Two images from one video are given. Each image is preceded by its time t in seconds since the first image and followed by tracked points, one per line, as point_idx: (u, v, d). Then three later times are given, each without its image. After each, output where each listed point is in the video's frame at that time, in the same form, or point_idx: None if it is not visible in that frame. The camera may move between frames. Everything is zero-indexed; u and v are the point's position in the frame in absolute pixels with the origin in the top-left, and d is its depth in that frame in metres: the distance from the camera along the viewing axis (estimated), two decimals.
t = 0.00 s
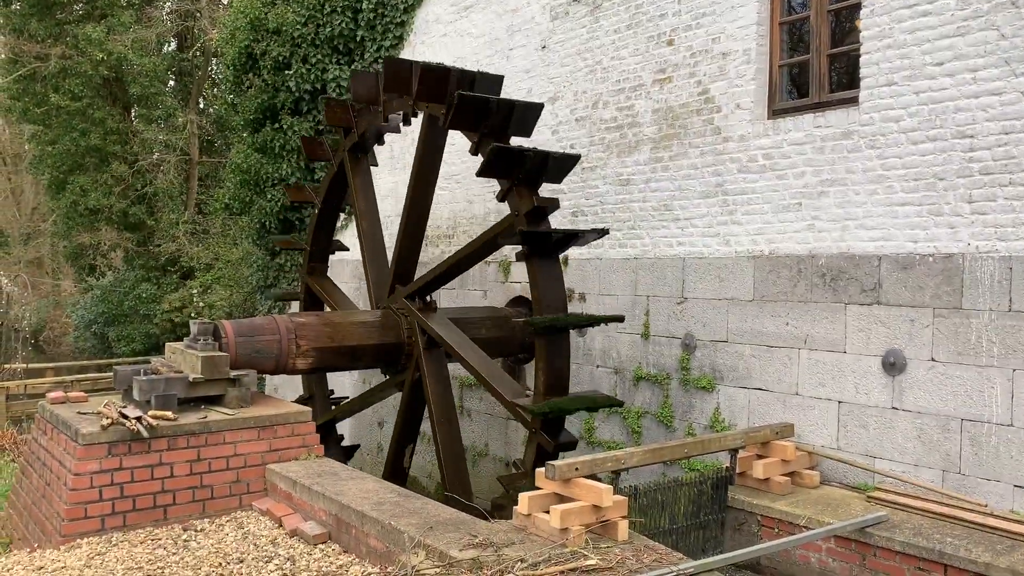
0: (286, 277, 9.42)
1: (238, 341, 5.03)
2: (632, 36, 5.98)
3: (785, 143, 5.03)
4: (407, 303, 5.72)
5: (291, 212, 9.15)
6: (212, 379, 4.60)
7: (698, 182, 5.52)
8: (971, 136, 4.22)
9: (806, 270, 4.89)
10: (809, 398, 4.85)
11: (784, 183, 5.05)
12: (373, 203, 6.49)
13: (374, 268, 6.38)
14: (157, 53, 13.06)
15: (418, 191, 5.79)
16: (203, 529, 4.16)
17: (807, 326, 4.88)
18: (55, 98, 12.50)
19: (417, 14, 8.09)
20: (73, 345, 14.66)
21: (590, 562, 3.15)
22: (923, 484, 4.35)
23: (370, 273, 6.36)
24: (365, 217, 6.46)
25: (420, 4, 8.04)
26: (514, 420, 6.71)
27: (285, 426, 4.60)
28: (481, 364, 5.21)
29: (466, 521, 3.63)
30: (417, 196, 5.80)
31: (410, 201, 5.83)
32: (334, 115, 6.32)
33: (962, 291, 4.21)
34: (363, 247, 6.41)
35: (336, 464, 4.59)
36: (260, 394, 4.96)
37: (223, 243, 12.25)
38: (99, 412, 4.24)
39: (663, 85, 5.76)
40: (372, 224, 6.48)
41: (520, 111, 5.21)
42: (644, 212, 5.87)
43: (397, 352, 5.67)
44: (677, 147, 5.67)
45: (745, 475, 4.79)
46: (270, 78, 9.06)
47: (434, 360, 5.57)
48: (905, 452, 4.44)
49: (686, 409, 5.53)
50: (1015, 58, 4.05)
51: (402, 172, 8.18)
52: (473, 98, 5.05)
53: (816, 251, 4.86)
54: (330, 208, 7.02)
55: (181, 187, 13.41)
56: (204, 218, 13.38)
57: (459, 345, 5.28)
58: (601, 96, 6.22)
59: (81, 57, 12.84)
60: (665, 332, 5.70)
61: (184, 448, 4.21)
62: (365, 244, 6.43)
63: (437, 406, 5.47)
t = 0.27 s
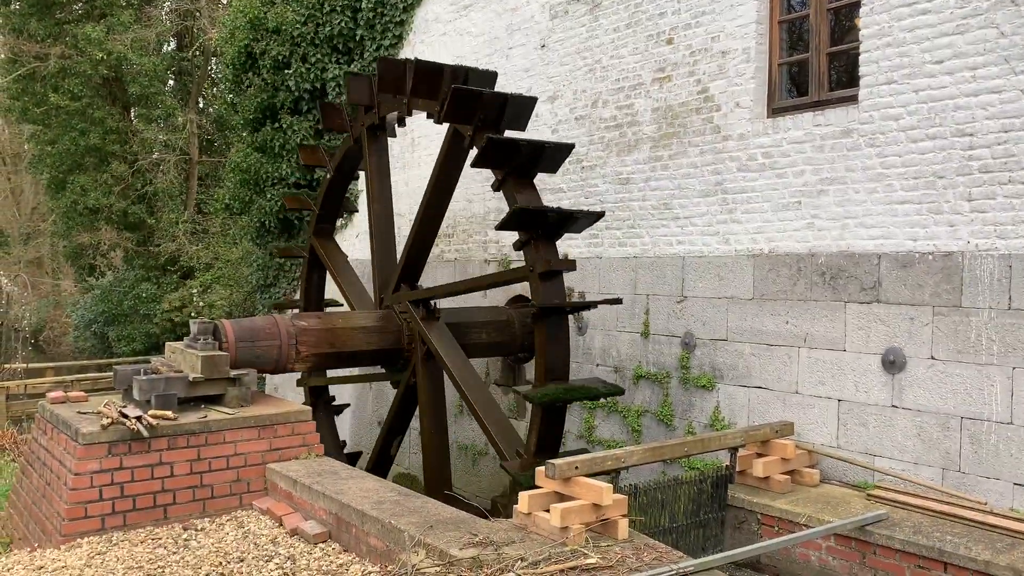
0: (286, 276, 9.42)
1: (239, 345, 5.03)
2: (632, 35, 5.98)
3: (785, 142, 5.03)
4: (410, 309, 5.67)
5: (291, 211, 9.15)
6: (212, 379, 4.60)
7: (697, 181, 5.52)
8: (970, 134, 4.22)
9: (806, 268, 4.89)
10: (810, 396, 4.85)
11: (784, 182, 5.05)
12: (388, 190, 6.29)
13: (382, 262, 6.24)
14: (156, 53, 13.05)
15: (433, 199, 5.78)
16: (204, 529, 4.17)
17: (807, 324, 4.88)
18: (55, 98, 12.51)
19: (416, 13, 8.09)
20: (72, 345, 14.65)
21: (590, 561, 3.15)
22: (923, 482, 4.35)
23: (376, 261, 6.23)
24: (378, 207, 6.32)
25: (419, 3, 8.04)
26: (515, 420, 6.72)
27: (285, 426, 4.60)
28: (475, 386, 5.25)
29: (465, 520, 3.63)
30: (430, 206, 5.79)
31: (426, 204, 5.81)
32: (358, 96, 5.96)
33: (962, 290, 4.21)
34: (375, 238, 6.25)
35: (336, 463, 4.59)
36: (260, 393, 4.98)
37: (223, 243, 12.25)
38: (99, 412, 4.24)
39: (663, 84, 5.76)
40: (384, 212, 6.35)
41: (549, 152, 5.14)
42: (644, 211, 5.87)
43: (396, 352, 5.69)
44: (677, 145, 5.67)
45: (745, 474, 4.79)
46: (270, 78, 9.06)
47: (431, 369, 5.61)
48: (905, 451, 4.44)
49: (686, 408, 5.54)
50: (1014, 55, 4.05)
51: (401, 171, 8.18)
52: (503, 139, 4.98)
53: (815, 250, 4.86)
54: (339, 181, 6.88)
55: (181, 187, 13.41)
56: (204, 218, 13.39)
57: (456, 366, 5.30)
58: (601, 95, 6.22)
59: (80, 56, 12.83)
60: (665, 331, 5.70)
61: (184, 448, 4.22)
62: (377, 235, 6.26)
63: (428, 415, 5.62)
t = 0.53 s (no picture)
0: (286, 276, 9.42)
1: (239, 349, 5.03)
2: (632, 33, 5.98)
3: (785, 140, 5.03)
4: (413, 315, 5.61)
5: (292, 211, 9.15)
6: (212, 379, 4.60)
7: (697, 180, 5.52)
8: (970, 132, 4.21)
9: (806, 266, 4.89)
10: (810, 394, 4.85)
11: (784, 180, 5.04)
12: (403, 186, 6.07)
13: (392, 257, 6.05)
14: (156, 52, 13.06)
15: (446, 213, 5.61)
16: (204, 529, 4.17)
17: (807, 322, 4.87)
18: (55, 98, 12.51)
19: (416, 12, 8.08)
20: (72, 345, 14.66)
21: (591, 559, 3.16)
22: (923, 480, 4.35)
23: (382, 249, 6.01)
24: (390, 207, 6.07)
25: (419, 2, 8.04)
26: (515, 419, 6.71)
27: (285, 425, 4.60)
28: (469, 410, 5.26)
29: (466, 519, 3.63)
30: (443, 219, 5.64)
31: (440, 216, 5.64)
32: (383, 75, 5.68)
33: (963, 287, 4.21)
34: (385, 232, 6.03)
35: (336, 462, 4.59)
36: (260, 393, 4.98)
37: (223, 243, 12.25)
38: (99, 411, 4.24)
39: (663, 82, 5.76)
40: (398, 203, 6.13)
41: (574, 206, 5.10)
42: (644, 209, 5.87)
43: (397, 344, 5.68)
44: (677, 144, 5.66)
45: (746, 472, 4.79)
46: (270, 77, 9.05)
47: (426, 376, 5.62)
48: (905, 448, 4.44)
49: (686, 406, 5.54)
50: (1015, 53, 4.05)
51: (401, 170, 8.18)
52: (525, 197, 4.98)
53: (816, 247, 4.85)
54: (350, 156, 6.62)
55: (181, 187, 13.41)
56: (204, 217, 13.39)
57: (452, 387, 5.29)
58: (600, 93, 6.22)
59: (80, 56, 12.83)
60: (666, 330, 5.70)
61: (185, 448, 4.22)
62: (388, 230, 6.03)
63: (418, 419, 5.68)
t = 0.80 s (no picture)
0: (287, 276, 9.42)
1: (241, 352, 5.04)
2: (633, 32, 5.98)
3: (787, 139, 5.02)
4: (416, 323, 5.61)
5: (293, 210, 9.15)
6: (214, 379, 4.61)
7: (699, 179, 5.52)
8: (973, 131, 4.20)
9: (808, 266, 4.89)
10: (813, 393, 4.84)
11: (786, 179, 5.04)
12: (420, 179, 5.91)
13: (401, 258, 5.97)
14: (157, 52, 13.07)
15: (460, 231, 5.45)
16: (206, 529, 4.17)
17: (810, 321, 4.87)
18: (56, 98, 12.51)
19: (417, 12, 8.08)
20: (74, 345, 14.67)
21: (593, 559, 3.15)
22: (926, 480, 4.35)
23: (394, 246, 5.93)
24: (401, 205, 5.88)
25: (420, 2, 8.03)
26: (517, 418, 6.71)
27: (287, 425, 4.60)
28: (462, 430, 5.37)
29: (468, 519, 3.63)
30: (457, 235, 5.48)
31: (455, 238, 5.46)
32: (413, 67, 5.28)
33: (966, 286, 4.20)
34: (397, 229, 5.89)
35: (338, 461, 4.59)
36: (263, 393, 4.99)
37: (224, 243, 12.25)
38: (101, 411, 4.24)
39: (664, 82, 5.75)
40: (415, 197, 5.90)
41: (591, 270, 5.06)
42: (646, 209, 5.86)
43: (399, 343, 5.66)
44: (679, 143, 5.66)
45: (747, 472, 4.79)
46: (271, 77, 9.05)
47: (423, 385, 5.68)
48: (907, 448, 4.44)
49: (688, 405, 5.53)
50: (1017, 51, 4.04)
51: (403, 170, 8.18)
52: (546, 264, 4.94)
53: (817, 247, 4.85)
54: (366, 133, 6.31)
55: (182, 187, 13.41)
56: (205, 217, 13.39)
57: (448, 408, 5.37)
58: (602, 92, 6.21)
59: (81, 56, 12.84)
60: (667, 330, 5.70)
61: (186, 448, 4.22)
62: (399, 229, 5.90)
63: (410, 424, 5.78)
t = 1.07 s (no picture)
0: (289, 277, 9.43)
1: (244, 354, 5.05)
2: (635, 34, 5.98)
3: (789, 141, 5.02)
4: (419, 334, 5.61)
5: (295, 211, 9.16)
6: (217, 379, 4.62)
7: (701, 180, 5.52)
8: (975, 133, 4.20)
9: (810, 267, 4.88)
10: (815, 395, 4.84)
11: (788, 181, 5.04)
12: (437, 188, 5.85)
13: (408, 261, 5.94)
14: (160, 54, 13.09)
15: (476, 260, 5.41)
16: (208, 529, 4.17)
17: (812, 323, 4.86)
18: (59, 99, 12.52)
19: (419, 13, 8.09)
20: (77, 346, 14.68)
21: (595, 561, 3.15)
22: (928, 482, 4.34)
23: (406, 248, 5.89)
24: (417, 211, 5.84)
25: (422, 4, 8.04)
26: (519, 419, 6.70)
27: (290, 426, 4.61)
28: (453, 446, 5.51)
29: (470, 520, 3.63)
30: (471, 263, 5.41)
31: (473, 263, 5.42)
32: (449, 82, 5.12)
33: (968, 288, 4.20)
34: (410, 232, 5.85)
35: (340, 463, 4.59)
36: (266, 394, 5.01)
37: (227, 244, 12.25)
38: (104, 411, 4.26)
39: (667, 83, 5.76)
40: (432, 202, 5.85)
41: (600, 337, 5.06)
42: (648, 210, 5.86)
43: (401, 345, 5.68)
44: (681, 145, 5.66)
45: (750, 472, 4.78)
46: (274, 79, 9.07)
47: (419, 392, 5.76)
48: (909, 449, 4.43)
49: (690, 407, 5.53)
50: (1019, 52, 4.04)
51: (405, 172, 8.19)
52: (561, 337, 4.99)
53: (820, 248, 4.85)
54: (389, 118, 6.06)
55: (185, 188, 13.43)
56: (208, 218, 13.40)
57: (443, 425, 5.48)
58: (604, 94, 6.22)
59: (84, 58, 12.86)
60: (669, 331, 5.70)
61: (188, 449, 4.22)
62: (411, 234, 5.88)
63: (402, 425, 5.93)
